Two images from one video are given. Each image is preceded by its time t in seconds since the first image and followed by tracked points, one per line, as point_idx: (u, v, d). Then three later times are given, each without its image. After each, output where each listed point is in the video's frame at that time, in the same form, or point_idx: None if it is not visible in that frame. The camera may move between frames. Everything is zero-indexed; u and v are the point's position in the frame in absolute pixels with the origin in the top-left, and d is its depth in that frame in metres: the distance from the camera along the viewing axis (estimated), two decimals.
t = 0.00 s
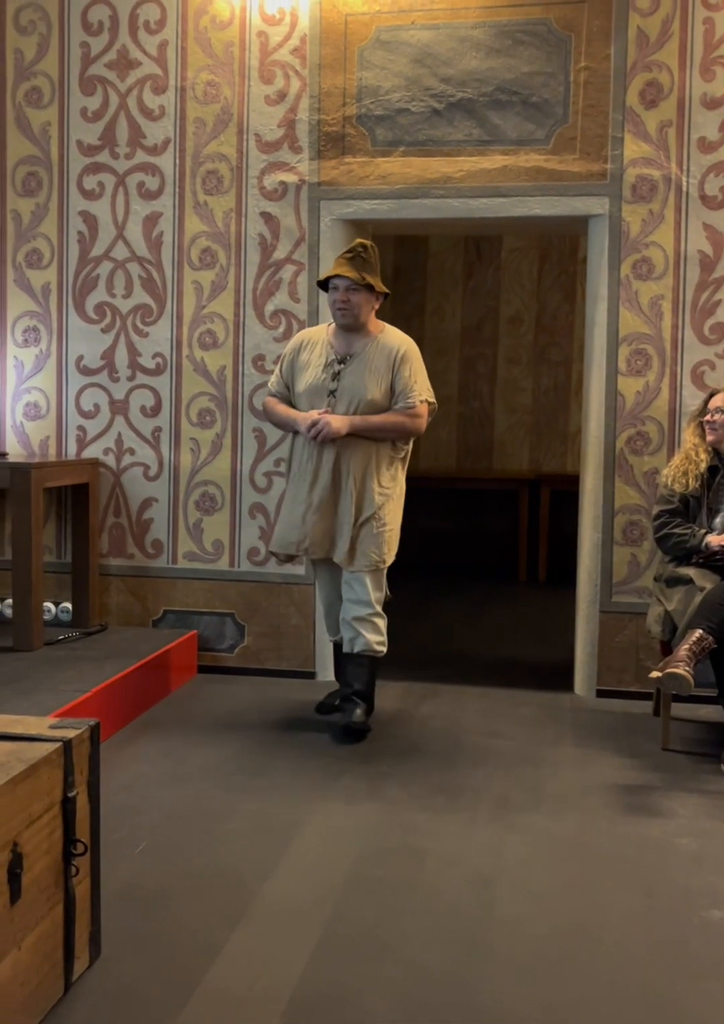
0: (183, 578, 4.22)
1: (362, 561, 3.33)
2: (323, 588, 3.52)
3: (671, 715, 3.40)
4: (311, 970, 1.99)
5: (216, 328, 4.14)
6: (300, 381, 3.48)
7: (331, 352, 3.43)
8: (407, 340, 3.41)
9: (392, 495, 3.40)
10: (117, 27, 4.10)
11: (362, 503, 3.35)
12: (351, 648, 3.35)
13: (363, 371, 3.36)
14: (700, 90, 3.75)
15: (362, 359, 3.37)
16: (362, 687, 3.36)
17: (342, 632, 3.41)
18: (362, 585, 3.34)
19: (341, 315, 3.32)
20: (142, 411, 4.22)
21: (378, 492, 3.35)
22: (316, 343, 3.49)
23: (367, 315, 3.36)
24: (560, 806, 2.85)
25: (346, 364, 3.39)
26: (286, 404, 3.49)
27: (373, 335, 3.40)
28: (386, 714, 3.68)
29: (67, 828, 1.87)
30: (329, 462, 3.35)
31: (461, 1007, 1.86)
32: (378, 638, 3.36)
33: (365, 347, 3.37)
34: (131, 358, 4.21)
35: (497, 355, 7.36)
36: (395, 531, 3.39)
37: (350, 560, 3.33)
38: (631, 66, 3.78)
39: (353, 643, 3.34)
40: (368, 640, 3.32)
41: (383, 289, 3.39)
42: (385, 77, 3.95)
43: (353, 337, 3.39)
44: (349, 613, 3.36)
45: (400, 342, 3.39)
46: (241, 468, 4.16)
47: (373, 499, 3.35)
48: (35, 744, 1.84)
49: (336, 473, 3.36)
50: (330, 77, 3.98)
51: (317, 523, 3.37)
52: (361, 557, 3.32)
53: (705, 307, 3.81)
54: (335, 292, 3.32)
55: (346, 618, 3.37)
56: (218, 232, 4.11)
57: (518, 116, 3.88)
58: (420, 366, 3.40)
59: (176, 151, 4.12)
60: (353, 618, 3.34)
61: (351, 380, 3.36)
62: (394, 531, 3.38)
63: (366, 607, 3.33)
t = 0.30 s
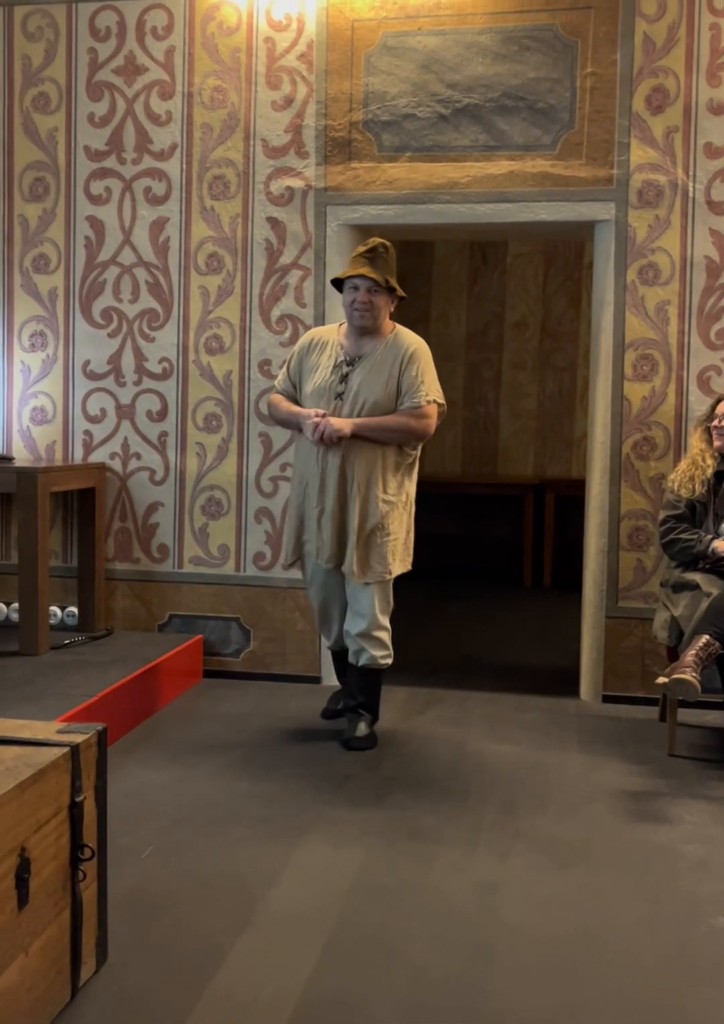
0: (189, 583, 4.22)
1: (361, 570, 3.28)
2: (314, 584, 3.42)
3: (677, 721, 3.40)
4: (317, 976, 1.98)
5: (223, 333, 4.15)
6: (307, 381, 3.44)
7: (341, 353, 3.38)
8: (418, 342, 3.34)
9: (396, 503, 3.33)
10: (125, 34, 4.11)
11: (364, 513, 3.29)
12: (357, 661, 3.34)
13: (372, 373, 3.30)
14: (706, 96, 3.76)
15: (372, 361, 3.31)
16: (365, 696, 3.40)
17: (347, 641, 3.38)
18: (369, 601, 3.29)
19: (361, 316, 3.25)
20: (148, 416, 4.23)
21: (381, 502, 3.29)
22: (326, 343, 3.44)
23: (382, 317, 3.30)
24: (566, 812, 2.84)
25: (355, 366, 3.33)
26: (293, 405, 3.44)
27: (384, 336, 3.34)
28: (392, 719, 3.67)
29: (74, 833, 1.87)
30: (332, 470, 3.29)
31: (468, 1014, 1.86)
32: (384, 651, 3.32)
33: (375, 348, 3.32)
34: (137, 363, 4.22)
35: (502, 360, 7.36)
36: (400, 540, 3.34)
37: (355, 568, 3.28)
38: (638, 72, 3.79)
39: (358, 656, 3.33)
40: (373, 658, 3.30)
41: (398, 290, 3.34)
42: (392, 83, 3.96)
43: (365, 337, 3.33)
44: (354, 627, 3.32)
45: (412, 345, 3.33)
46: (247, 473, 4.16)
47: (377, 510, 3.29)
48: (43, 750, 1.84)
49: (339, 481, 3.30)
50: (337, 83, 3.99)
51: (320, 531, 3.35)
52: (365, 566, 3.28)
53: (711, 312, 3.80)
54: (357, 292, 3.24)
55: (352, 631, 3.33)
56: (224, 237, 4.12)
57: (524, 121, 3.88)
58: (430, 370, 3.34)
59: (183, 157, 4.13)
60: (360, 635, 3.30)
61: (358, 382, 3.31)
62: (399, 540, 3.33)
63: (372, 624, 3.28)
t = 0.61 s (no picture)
0: (192, 587, 4.23)
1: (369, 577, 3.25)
2: (297, 600, 3.38)
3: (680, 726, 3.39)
4: (319, 980, 1.98)
5: (226, 338, 4.15)
6: (307, 384, 3.40)
7: (340, 355, 3.35)
8: (418, 343, 3.32)
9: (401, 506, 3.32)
10: (129, 40, 4.13)
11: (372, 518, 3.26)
12: (359, 667, 3.37)
13: (373, 375, 3.28)
14: (709, 102, 3.76)
15: (372, 362, 3.29)
16: (368, 702, 3.39)
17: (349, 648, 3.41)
18: (368, 608, 3.30)
19: (365, 322, 3.23)
20: (151, 421, 4.23)
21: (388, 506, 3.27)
22: (323, 345, 3.40)
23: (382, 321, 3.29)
24: (568, 817, 2.84)
25: (355, 369, 3.31)
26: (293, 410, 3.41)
27: (384, 337, 3.32)
28: (395, 724, 3.67)
29: (77, 837, 1.87)
30: (339, 476, 3.25)
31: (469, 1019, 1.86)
32: (385, 658, 3.36)
33: (375, 349, 3.30)
34: (140, 368, 4.23)
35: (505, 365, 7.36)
36: (404, 542, 3.35)
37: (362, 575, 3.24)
38: (641, 78, 3.80)
39: (361, 662, 3.36)
40: (377, 663, 3.33)
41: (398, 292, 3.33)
42: (395, 89, 3.97)
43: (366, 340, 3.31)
44: (356, 635, 3.34)
45: (410, 344, 3.31)
46: (250, 477, 4.17)
47: (383, 514, 3.28)
48: (45, 754, 1.85)
49: (345, 486, 3.26)
50: (340, 89, 4.00)
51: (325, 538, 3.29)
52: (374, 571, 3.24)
53: (714, 318, 3.81)
54: (362, 298, 3.22)
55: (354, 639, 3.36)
56: (227, 243, 4.13)
57: (527, 127, 3.89)
58: (431, 368, 3.32)
59: (187, 162, 4.14)
60: (361, 641, 3.33)
61: (359, 384, 3.29)
62: (403, 543, 3.33)
63: (372, 629, 3.31)
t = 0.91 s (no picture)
0: (195, 591, 4.22)
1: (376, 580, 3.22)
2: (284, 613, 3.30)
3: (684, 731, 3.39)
4: (324, 986, 1.98)
5: (230, 343, 4.16)
6: (293, 389, 3.31)
7: (325, 357, 3.29)
8: (402, 338, 3.32)
9: (400, 505, 3.31)
10: (133, 45, 4.14)
11: (374, 519, 3.24)
12: (362, 673, 3.37)
13: (364, 376, 3.25)
14: (712, 106, 3.76)
15: (362, 363, 3.25)
16: (370, 706, 3.40)
17: (347, 653, 3.40)
18: (367, 612, 3.29)
19: (356, 322, 3.21)
20: (155, 425, 4.24)
21: (387, 506, 3.27)
22: (306, 348, 3.32)
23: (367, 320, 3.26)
24: (572, 822, 2.83)
25: (345, 370, 3.26)
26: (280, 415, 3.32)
27: (370, 336, 3.29)
28: (398, 729, 3.66)
29: (80, 842, 1.86)
30: (338, 479, 3.22)
31: None
32: (386, 660, 3.36)
33: (364, 349, 3.26)
34: (144, 372, 4.23)
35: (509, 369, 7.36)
36: (407, 539, 3.34)
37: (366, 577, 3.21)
38: (644, 82, 3.80)
39: (363, 667, 3.36)
40: (379, 665, 3.34)
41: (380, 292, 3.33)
42: (398, 94, 3.97)
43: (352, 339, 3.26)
44: (356, 639, 3.33)
45: (396, 343, 3.30)
46: (254, 481, 4.17)
47: (382, 513, 3.27)
48: (49, 759, 1.84)
49: (344, 489, 3.23)
50: (344, 93, 4.00)
51: (327, 543, 3.25)
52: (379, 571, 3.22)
53: (718, 322, 3.81)
54: (352, 298, 3.20)
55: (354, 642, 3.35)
56: (231, 247, 4.13)
57: (531, 132, 3.89)
58: (418, 366, 3.31)
59: (190, 167, 4.14)
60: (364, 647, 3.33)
61: (352, 385, 3.25)
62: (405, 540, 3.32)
63: (372, 634, 3.30)
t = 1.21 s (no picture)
0: (202, 594, 4.23)
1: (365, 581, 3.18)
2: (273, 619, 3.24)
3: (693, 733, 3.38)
4: (332, 988, 1.98)
5: (237, 346, 4.16)
6: (268, 397, 3.21)
7: (298, 362, 3.19)
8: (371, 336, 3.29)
9: (383, 502, 3.27)
10: (140, 49, 4.15)
11: (358, 519, 3.19)
12: (355, 677, 3.33)
13: (341, 376, 3.19)
14: (719, 107, 3.76)
15: (338, 366, 3.19)
16: (370, 709, 3.37)
17: (337, 658, 3.35)
18: (357, 614, 3.25)
19: (324, 327, 3.12)
20: (162, 428, 4.25)
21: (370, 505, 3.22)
22: (277, 354, 3.21)
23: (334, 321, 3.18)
24: (580, 825, 2.83)
25: (321, 371, 3.18)
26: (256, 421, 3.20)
27: (341, 337, 3.23)
28: (405, 732, 3.66)
29: (88, 844, 1.86)
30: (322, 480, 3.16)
31: None
32: (377, 660, 3.34)
33: (338, 351, 3.20)
34: (151, 375, 4.24)
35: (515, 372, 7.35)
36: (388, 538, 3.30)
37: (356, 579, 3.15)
38: (651, 84, 3.79)
39: (357, 672, 3.32)
40: (374, 667, 3.32)
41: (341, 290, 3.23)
42: (405, 96, 3.97)
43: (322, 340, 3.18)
44: (347, 644, 3.29)
45: (365, 341, 3.25)
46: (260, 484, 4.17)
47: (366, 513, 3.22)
48: (57, 762, 1.84)
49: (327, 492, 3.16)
50: (350, 96, 4.01)
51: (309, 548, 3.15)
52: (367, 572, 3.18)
53: None
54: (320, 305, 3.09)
55: (344, 648, 3.31)
56: (238, 250, 4.14)
57: (537, 134, 3.89)
58: (387, 362, 3.28)
59: (197, 170, 4.15)
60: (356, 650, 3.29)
61: (331, 390, 3.18)
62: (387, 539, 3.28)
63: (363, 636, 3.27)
